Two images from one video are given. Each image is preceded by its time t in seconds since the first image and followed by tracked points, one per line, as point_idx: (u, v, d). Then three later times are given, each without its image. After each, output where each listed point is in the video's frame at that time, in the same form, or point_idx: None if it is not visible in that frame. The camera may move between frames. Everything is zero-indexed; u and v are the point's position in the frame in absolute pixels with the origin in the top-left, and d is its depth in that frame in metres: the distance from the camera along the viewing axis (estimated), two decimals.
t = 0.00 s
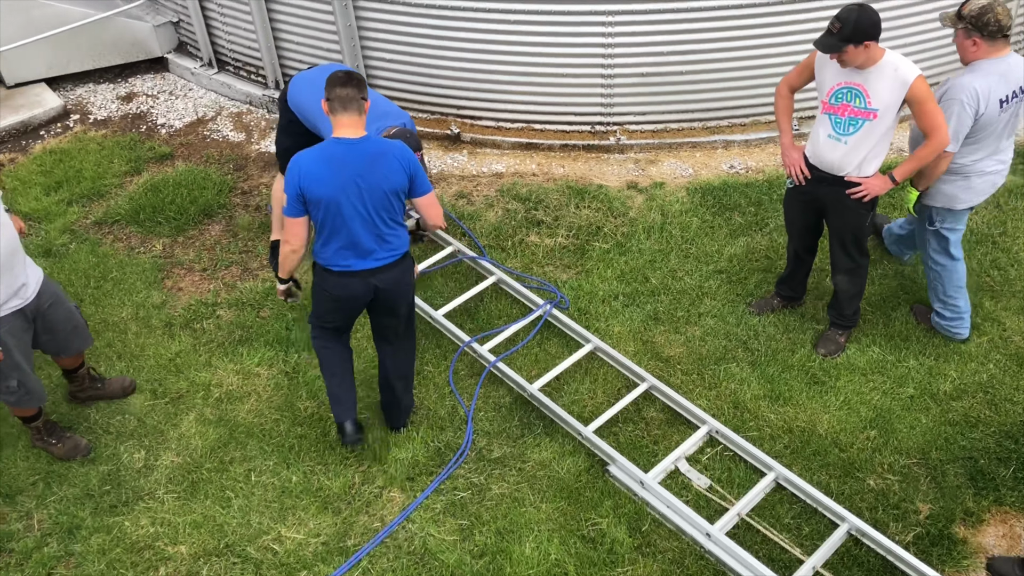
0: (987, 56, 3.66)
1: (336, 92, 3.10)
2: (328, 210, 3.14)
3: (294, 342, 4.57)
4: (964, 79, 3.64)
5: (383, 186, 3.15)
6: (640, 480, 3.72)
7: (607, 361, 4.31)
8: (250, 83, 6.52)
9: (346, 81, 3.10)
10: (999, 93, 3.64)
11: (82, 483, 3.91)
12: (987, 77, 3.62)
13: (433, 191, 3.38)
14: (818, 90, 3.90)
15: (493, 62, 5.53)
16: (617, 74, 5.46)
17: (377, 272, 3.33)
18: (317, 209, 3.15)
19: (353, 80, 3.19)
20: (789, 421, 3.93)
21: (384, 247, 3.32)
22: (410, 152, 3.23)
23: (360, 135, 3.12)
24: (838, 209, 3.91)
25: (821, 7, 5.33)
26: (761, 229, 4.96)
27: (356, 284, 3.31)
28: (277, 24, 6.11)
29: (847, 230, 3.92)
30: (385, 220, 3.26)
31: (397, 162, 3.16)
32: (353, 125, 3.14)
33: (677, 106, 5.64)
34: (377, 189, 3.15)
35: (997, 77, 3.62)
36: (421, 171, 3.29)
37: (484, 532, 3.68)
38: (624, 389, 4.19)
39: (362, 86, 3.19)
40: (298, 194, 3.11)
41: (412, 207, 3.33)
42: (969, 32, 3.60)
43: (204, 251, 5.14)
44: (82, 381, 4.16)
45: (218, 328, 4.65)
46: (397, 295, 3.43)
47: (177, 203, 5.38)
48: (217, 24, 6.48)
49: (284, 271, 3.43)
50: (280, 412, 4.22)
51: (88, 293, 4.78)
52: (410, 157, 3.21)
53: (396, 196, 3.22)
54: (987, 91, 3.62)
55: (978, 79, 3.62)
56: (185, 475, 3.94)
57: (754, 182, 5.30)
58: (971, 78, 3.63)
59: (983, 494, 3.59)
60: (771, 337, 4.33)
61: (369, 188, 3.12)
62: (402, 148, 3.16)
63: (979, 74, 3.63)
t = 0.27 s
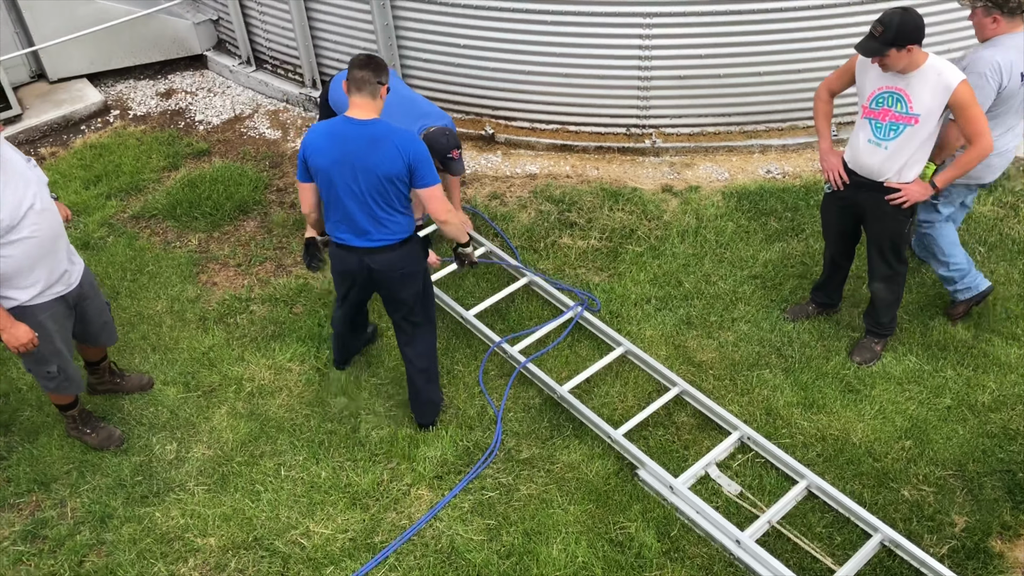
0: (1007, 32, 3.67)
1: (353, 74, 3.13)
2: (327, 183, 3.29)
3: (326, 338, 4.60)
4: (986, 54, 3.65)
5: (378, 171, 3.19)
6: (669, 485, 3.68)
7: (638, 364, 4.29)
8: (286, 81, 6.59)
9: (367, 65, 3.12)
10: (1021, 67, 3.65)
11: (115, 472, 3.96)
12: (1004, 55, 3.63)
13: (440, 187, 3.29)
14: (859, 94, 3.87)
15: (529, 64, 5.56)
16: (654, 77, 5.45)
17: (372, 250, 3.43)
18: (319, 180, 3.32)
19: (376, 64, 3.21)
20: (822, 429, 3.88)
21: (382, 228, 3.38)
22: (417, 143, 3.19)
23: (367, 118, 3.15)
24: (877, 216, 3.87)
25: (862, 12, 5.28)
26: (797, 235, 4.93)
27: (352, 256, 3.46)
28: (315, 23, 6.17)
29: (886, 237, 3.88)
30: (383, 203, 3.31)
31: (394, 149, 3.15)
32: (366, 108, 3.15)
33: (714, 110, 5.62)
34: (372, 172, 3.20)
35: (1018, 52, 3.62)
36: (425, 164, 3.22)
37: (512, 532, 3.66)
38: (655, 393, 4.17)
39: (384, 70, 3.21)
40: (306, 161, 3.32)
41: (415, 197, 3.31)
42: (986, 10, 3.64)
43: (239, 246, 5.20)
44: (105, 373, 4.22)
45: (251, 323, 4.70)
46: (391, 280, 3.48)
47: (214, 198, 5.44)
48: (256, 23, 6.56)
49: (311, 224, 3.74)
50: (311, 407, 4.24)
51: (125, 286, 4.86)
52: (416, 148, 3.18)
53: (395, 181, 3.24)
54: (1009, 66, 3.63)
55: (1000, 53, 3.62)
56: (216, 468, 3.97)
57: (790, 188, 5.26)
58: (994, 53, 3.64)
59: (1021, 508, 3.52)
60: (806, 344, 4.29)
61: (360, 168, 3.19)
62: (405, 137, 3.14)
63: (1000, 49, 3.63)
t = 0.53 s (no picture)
0: (1010, 9, 3.92)
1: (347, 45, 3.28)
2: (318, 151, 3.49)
3: (350, 329, 4.64)
4: (993, 33, 3.93)
5: (345, 141, 3.29)
6: (691, 480, 3.66)
7: (661, 360, 4.29)
8: (313, 75, 6.64)
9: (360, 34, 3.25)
10: None
11: (142, 458, 4.02)
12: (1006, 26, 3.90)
13: (405, 165, 3.24)
14: (888, 91, 3.85)
15: (555, 59, 5.57)
16: (680, 73, 5.44)
17: (354, 219, 3.54)
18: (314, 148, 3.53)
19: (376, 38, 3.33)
20: (846, 427, 3.87)
21: (361, 198, 3.47)
22: (387, 117, 3.20)
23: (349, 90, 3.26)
24: (904, 214, 3.85)
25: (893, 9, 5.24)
26: (823, 232, 4.91)
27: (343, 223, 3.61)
28: (342, 17, 6.21)
29: (914, 235, 3.86)
30: (360, 172, 3.39)
31: (363, 118, 3.21)
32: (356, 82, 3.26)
33: (741, 106, 5.60)
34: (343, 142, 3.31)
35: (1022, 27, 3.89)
36: (391, 139, 3.21)
37: (533, 524, 3.68)
38: (677, 388, 4.17)
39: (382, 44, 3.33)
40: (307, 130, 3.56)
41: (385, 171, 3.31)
42: None
43: (266, 238, 5.26)
44: (131, 362, 4.30)
45: (277, 313, 4.75)
46: (368, 251, 3.61)
47: (241, 190, 5.51)
48: (284, 16, 6.61)
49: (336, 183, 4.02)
50: (335, 397, 4.28)
51: (153, 276, 4.94)
52: (387, 120, 3.20)
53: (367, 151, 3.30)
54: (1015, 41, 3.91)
55: (1005, 31, 3.90)
56: (241, 456, 4.02)
57: (816, 185, 5.24)
58: (999, 31, 3.91)
59: None
60: (830, 341, 4.28)
61: (337, 133, 3.31)
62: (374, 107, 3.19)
63: (1005, 26, 3.90)
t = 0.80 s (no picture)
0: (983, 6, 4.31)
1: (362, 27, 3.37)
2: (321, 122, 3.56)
3: (364, 322, 4.66)
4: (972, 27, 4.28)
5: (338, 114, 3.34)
6: (704, 474, 3.66)
7: (674, 354, 4.29)
8: (327, 68, 6.66)
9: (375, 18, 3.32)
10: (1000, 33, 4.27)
11: (158, 448, 4.05)
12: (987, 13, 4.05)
13: (380, 145, 3.23)
14: (904, 85, 3.84)
15: (569, 52, 5.57)
16: (695, 66, 5.43)
17: (336, 192, 3.58)
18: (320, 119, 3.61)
19: (392, 26, 3.39)
20: (859, 422, 3.87)
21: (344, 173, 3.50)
22: (373, 96, 3.21)
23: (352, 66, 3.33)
24: (920, 209, 3.84)
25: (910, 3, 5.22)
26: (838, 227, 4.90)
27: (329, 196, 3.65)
28: (358, 10, 6.23)
29: (929, 231, 3.85)
30: (346, 147, 3.43)
31: (353, 93, 3.26)
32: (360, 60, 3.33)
33: (756, 100, 5.58)
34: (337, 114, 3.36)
35: (996, 21, 4.26)
36: (373, 118, 3.22)
37: (546, 517, 3.68)
38: (690, 382, 4.18)
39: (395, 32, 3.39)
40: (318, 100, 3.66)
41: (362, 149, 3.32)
42: None
43: (280, 230, 5.29)
44: (146, 352, 4.34)
45: (292, 305, 4.78)
46: (348, 227, 3.63)
47: (256, 182, 5.53)
48: (299, 9, 6.63)
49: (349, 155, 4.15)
50: (349, 389, 4.31)
51: (169, 268, 4.98)
52: (375, 101, 3.21)
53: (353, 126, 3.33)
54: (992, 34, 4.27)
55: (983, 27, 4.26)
56: (255, 447, 4.05)
57: (832, 179, 5.22)
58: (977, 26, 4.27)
59: None
60: (845, 336, 4.27)
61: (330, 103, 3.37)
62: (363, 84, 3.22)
63: (982, 21, 4.26)
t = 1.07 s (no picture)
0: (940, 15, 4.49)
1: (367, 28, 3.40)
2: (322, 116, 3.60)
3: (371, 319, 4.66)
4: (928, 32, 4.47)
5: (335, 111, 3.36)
6: (710, 473, 3.66)
7: (681, 352, 4.29)
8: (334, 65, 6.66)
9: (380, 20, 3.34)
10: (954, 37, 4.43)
11: (164, 445, 4.06)
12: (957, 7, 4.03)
13: (375, 147, 3.26)
14: (913, 84, 3.82)
15: (576, 51, 5.57)
16: (702, 65, 5.42)
17: (329, 190, 3.60)
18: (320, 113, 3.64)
19: (396, 25, 3.41)
20: (866, 421, 3.86)
21: (338, 171, 3.53)
22: (370, 97, 3.23)
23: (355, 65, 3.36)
24: (928, 208, 3.83)
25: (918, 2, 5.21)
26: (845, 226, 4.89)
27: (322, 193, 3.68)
28: (365, 8, 6.23)
29: (937, 230, 3.85)
30: (340, 145, 3.45)
31: (352, 92, 3.28)
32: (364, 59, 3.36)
33: (764, 99, 5.57)
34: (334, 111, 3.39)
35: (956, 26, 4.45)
36: (368, 119, 3.25)
37: (552, 515, 3.68)
38: (697, 381, 4.17)
39: (399, 32, 3.41)
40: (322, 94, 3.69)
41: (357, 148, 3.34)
42: None
43: (287, 228, 5.30)
44: (153, 349, 4.37)
45: (298, 303, 4.79)
46: (332, 219, 3.64)
47: (263, 180, 5.54)
48: (306, 7, 6.63)
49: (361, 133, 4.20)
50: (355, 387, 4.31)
51: (176, 265, 4.99)
52: (372, 103, 3.23)
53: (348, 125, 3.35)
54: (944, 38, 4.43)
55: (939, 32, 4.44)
56: (262, 444, 4.05)
57: (839, 178, 5.22)
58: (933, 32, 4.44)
59: None
60: (852, 336, 4.26)
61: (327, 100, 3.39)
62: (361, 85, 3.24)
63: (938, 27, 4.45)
